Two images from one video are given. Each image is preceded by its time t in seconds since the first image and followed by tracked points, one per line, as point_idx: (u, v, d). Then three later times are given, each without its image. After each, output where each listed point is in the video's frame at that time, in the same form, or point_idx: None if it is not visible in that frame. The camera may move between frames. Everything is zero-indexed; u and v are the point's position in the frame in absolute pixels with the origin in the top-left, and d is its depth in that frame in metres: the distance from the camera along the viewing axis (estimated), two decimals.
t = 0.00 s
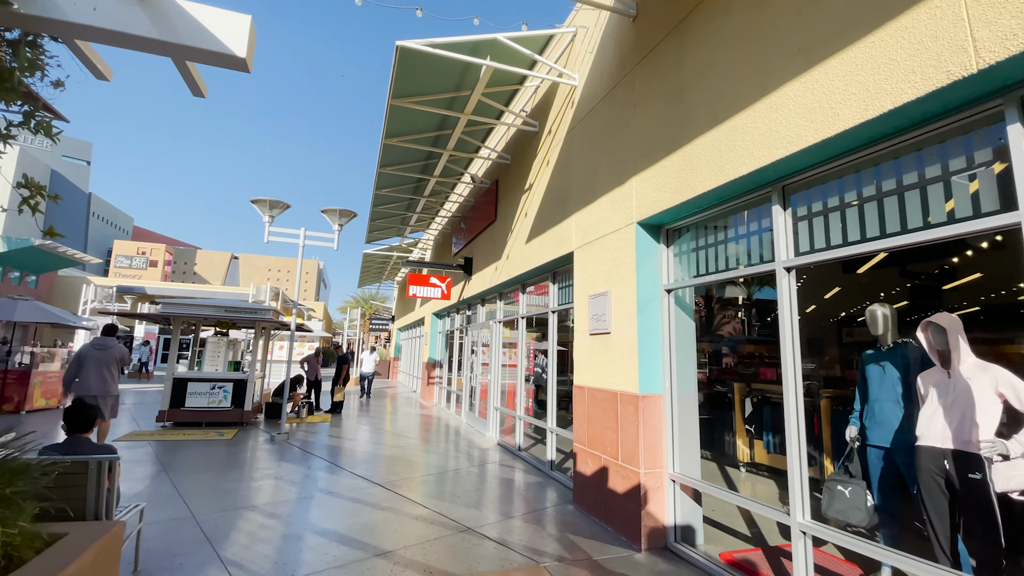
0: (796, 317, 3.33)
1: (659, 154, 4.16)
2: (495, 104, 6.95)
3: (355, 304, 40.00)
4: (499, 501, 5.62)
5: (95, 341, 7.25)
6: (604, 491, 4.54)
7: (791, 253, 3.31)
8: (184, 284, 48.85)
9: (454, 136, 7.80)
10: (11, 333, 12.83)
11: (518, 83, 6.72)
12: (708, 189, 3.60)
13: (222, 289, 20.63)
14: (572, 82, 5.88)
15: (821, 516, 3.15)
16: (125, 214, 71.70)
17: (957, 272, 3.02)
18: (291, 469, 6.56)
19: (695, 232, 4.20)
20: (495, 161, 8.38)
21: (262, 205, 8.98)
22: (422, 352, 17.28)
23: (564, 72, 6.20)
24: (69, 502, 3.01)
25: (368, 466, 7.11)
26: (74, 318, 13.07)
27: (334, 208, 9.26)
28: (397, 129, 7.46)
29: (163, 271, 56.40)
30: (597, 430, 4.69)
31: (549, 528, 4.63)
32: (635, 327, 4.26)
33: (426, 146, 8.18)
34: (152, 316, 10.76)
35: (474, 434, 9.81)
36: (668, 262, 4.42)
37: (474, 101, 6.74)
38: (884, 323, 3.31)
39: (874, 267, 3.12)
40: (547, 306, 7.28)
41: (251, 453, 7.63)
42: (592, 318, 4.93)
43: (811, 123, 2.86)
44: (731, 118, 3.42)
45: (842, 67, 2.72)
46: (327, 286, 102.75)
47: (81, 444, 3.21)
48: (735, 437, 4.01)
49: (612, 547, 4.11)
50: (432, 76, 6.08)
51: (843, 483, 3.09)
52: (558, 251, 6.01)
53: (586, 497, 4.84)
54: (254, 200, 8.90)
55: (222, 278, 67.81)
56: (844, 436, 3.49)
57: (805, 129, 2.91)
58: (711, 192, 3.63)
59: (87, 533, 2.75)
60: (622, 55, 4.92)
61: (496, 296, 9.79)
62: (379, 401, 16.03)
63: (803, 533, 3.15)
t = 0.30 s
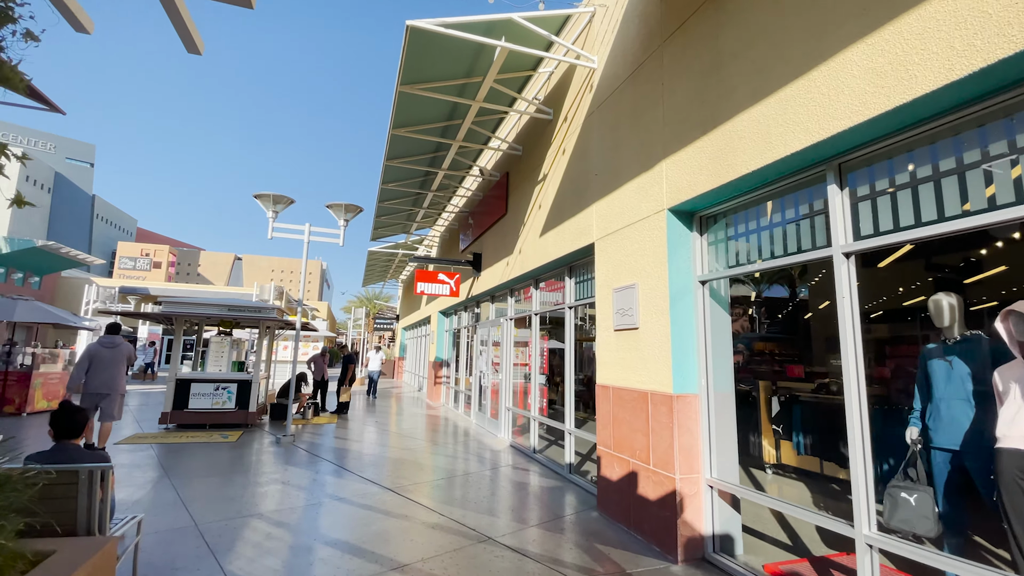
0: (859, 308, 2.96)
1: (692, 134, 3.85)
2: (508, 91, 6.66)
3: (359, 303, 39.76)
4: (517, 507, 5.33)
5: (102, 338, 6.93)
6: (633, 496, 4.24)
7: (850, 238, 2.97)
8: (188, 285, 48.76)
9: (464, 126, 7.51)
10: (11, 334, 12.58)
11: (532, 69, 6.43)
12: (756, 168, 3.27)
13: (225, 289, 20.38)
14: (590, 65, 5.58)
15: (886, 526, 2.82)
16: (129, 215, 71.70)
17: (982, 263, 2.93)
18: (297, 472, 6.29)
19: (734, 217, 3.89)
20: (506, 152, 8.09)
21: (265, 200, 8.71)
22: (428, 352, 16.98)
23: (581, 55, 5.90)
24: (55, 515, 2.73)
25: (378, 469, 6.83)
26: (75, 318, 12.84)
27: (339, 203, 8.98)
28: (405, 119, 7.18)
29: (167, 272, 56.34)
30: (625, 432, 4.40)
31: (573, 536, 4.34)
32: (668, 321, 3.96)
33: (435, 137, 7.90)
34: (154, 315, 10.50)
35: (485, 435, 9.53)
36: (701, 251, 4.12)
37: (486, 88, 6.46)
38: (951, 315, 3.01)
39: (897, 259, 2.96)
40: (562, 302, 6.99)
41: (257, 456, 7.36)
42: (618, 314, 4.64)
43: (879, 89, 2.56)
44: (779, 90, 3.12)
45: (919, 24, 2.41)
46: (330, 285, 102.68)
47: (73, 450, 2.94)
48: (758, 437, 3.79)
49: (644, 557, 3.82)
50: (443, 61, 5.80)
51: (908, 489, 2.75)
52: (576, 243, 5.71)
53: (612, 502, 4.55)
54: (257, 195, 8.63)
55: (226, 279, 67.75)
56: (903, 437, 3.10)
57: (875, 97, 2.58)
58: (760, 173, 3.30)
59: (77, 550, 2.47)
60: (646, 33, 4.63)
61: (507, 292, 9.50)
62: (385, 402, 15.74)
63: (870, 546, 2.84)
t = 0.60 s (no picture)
0: (931, 298, 2.60)
1: (728, 110, 3.51)
2: (517, 75, 6.31)
3: (361, 302, 39.47)
4: (534, 513, 5.02)
5: (95, 341, 6.62)
6: (663, 504, 3.93)
7: (918, 219, 2.63)
8: (189, 285, 48.48)
9: (470, 113, 7.16)
10: (7, 335, 12.27)
11: (543, 52, 6.10)
12: (807, 142, 2.93)
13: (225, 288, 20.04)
14: (607, 42, 5.22)
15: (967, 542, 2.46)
16: (129, 216, 71.46)
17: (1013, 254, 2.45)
18: (299, 478, 5.98)
19: (775, 198, 3.55)
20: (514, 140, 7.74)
21: (263, 193, 8.37)
22: (433, 349, 16.66)
23: (597, 33, 5.53)
24: (27, 540, 2.42)
25: (384, 474, 6.52)
26: (71, 319, 12.53)
27: (340, 196, 8.64)
28: (409, 105, 6.83)
29: (167, 272, 56.03)
30: (652, 435, 4.07)
31: (600, 546, 4.03)
32: (701, 314, 3.63)
33: (440, 125, 7.56)
34: (151, 315, 10.18)
35: (494, 436, 9.21)
36: (736, 238, 3.79)
37: (494, 71, 6.11)
38: None
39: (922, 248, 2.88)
40: (576, 296, 6.66)
41: (258, 461, 7.05)
42: (641, 308, 4.32)
43: (965, 48, 2.22)
44: (837, 54, 2.77)
45: None
46: (331, 284, 102.45)
47: (48, 467, 2.61)
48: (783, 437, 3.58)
49: (679, 571, 3.51)
50: (450, 40, 5.45)
51: (983, 499, 2.38)
52: (592, 233, 5.37)
53: (640, 510, 4.24)
54: (254, 188, 8.29)
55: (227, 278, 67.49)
56: (973, 440, 2.57)
57: (961, 55, 2.23)
58: (811, 148, 2.96)
59: None
60: (669, 3, 4.28)
61: (515, 288, 9.17)
62: (390, 400, 15.44)
63: (949, 566, 2.48)
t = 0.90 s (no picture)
0: (1010, 273, 2.28)
1: (763, 75, 3.19)
2: (521, 54, 5.96)
3: (359, 300, 39.07)
4: (549, 516, 4.71)
5: (79, 341, 6.31)
6: (692, 507, 3.62)
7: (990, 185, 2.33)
8: (186, 286, 48.09)
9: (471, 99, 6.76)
10: None
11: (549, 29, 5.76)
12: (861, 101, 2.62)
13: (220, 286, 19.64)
14: (619, 14, 4.89)
15: None
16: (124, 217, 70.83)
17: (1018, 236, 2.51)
18: (298, 482, 5.68)
19: (815, 171, 3.24)
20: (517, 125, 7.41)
21: (256, 185, 8.01)
22: (433, 347, 16.33)
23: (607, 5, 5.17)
24: None
25: (388, 476, 6.20)
26: (60, 320, 12.15)
27: (336, 187, 8.28)
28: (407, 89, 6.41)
29: (164, 273, 55.52)
30: (680, 432, 3.78)
31: (623, 552, 3.73)
32: (733, 298, 3.32)
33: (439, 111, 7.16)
34: (142, 314, 9.83)
35: (499, 434, 8.91)
36: (769, 217, 3.48)
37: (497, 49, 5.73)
38: None
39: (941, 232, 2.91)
40: (585, 287, 6.35)
41: (255, 464, 6.72)
42: (662, 295, 4.02)
43: None
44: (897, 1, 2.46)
45: None
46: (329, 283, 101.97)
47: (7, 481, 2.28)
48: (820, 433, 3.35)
49: None
50: (450, 14, 5.05)
51: None
52: (604, 219, 5.04)
53: (665, 513, 3.94)
54: (246, 179, 7.93)
55: (224, 279, 67.01)
56: None
57: None
58: (865, 107, 2.65)
59: None
60: None
61: (519, 280, 8.85)
62: (390, 399, 15.12)
63: None
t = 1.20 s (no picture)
0: None
1: (806, 43, 2.87)
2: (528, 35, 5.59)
3: (358, 298, 38.73)
4: (566, 523, 4.44)
5: (65, 346, 6.05)
6: (727, 517, 3.34)
7: None
8: (183, 285, 47.59)
9: (474, 85, 6.31)
10: None
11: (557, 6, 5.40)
12: (934, 63, 2.29)
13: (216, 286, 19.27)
14: None
15: None
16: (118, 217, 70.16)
17: None
18: (298, 490, 5.39)
19: (865, 147, 2.92)
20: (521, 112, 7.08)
21: (249, 179, 7.67)
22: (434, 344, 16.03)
23: None
24: None
25: (392, 481, 5.92)
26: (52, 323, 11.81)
27: (333, 181, 7.95)
28: (406, 75, 5.96)
29: (160, 274, 55.03)
30: (713, 435, 3.50)
31: (652, 566, 3.44)
32: (774, 289, 3.02)
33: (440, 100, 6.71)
34: (134, 315, 9.49)
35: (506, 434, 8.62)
36: (810, 201, 3.18)
37: (503, 29, 5.29)
38: None
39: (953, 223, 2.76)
40: (597, 281, 6.05)
41: (253, 471, 6.43)
42: (688, 288, 3.73)
43: None
44: None
45: None
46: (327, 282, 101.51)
47: None
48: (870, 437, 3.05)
49: None
50: None
51: None
52: (620, 207, 4.74)
53: (694, 522, 3.65)
54: (239, 173, 7.59)
55: (221, 278, 66.57)
56: None
57: None
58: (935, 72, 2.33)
59: None
60: None
61: (525, 275, 8.54)
62: (392, 398, 14.82)
63: None
